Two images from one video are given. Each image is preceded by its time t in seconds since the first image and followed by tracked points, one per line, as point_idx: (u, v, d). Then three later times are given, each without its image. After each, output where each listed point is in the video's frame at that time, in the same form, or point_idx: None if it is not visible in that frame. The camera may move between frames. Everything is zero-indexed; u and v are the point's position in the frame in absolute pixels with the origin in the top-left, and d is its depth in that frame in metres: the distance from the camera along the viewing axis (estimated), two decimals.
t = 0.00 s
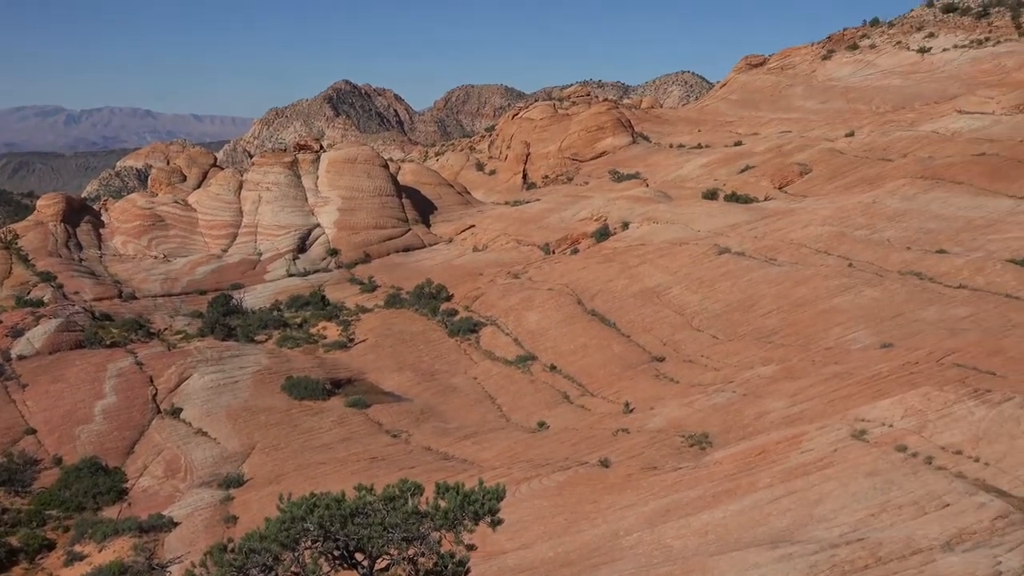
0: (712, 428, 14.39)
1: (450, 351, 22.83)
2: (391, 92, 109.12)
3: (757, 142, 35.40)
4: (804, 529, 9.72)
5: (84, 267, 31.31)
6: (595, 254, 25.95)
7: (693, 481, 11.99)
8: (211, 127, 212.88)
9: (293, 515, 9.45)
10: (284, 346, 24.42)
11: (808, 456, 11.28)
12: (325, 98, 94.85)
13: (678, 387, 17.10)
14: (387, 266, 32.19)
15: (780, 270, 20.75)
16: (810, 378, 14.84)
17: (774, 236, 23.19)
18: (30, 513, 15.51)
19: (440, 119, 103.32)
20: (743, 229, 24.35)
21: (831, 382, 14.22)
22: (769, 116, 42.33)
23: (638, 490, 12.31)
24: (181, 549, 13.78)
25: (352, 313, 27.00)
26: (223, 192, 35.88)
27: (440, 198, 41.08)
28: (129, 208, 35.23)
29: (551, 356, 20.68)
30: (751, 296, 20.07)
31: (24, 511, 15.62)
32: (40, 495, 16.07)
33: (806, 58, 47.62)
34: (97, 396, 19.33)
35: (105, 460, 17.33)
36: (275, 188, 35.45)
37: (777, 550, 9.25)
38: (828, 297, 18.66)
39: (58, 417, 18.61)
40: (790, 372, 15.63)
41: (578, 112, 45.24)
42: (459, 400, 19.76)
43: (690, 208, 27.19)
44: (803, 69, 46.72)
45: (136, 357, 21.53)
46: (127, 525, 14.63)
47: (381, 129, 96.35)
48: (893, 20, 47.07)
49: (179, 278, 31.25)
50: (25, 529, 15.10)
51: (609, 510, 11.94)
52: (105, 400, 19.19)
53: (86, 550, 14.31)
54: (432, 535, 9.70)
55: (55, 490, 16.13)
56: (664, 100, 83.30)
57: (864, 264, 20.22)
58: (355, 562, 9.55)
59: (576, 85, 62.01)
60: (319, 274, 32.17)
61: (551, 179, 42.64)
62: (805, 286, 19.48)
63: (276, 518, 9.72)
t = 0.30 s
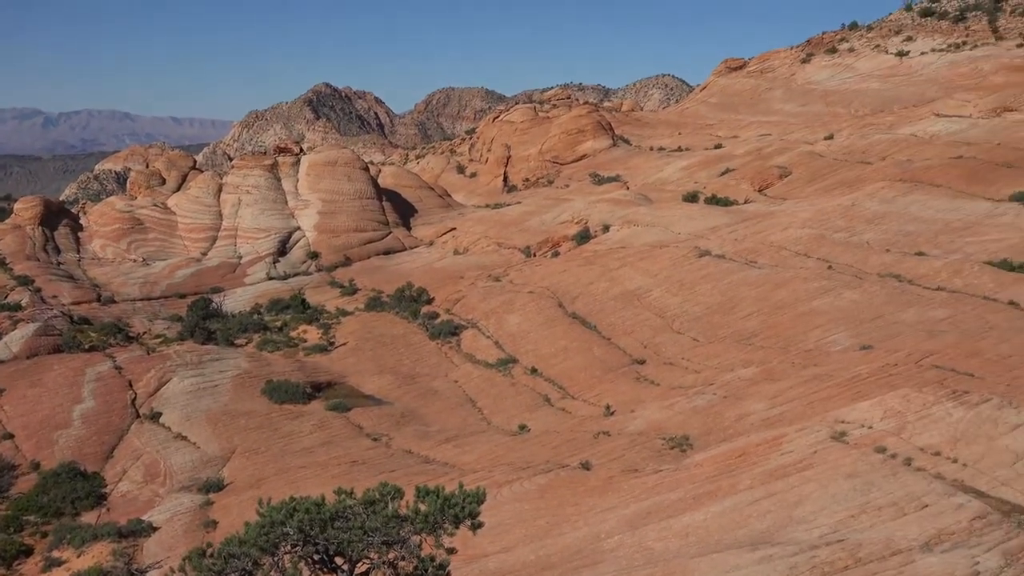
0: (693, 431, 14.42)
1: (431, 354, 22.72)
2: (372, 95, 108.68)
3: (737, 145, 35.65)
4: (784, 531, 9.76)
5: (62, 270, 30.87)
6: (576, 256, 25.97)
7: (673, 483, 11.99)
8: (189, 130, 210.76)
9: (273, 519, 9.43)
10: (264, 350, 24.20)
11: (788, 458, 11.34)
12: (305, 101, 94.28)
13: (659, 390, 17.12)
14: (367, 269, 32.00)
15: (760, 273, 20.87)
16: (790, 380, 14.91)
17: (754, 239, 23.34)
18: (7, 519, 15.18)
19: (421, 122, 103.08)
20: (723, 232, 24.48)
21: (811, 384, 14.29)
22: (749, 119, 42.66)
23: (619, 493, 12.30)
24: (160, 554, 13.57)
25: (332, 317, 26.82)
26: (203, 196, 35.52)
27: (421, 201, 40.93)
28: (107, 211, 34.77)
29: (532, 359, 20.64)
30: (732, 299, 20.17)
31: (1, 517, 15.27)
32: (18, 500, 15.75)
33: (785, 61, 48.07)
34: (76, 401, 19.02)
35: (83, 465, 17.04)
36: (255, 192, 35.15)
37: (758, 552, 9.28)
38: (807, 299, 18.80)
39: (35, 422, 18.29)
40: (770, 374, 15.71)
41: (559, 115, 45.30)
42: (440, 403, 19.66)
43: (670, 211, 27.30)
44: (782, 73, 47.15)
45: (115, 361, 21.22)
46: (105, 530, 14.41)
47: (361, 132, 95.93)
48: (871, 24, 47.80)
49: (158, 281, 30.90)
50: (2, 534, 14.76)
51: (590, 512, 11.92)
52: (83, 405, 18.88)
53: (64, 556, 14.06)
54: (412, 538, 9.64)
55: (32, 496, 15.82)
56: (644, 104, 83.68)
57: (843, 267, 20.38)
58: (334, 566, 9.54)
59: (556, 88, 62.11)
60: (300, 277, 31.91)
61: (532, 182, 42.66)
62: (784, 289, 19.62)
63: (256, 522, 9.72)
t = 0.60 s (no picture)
0: (674, 432, 14.46)
1: (412, 357, 22.62)
2: (353, 97, 108.18)
3: (718, 147, 35.87)
4: (765, 532, 9.79)
5: (40, 273, 30.41)
6: (558, 259, 25.98)
7: (656, 485, 11.99)
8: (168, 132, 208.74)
9: (253, 523, 9.41)
10: (245, 353, 23.98)
11: (770, 459, 11.39)
12: (286, 104, 93.71)
13: (641, 392, 17.15)
14: (349, 272, 31.80)
15: (741, 275, 20.98)
16: (771, 382, 14.98)
17: (735, 241, 23.47)
18: None
19: (402, 124, 102.83)
20: (704, 234, 24.60)
21: (792, 386, 14.37)
22: (729, 121, 42.96)
23: (601, 495, 12.28)
24: (140, 559, 13.38)
25: (313, 319, 26.62)
26: (183, 198, 35.17)
27: (402, 204, 40.78)
28: (86, 214, 34.33)
29: (513, 362, 20.60)
30: (713, 300, 20.27)
31: None
32: None
33: (765, 64, 48.49)
34: (54, 405, 18.73)
35: (62, 469, 16.77)
36: (236, 194, 34.85)
37: (739, 553, 9.31)
38: (788, 301, 18.93)
39: (13, 426, 17.98)
40: (751, 376, 15.79)
41: (540, 117, 45.34)
42: (422, 405, 19.57)
43: (652, 213, 27.40)
44: (762, 76, 47.55)
45: (94, 365, 20.93)
46: (85, 535, 14.19)
47: (342, 135, 95.52)
48: (851, 27, 48.37)
49: (138, 285, 30.53)
50: None
51: (572, 515, 11.89)
52: (62, 409, 18.61)
53: (42, 562, 13.82)
54: (393, 542, 9.58)
55: (10, 501, 15.54)
56: (625, 106, 84.02)
57: (824, 268, 20.54)
58: (315, 570, 9.50)
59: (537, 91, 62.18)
60: (281, 280, 31.65)
61: (513, 184, 42.66)
62: (765, 290, 19.74)
63: (236, 526, 9.72)
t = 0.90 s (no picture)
0: (656, 434, 14.49)
1: (394, 359, 22.52)
2: (334, 99, 107.65)
3: (699, 149, 36.06)
4: (746, 533, 9.82)
5: (18, 276, 29.94)
6: (540, 261, 26.00)
7: (638, 487, 12.00)
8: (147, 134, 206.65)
9: (233, 526, 9.29)
10: (226, 356, 23.75)
11: (751, 460, 11.44)
12: (267, 106, 93.14)
13: (622, 393, 17.17)
14: (330, 274, 31.60)
15: (722, 276, 21.09)
16: (752, 383, 15.06)
17: (716, 243, 23.59)
18: None
19: (384, 126, 102.51)
20: (685, 236, 24.71)
21: (773, 387, 14.44)
22: (710, 123, 43.22)
23: (583, 497, 12.26)
24: (121, 563, 13.17)
25: (295, 322, 26.42)
26: (163, 201, 34.82)
27: (384, 206, 40.62)
28: (66, 217, 33.90)
29: (496, 364, 20.56)
30: (694, 302, 20.35)
31: None
32: None
33: (746, 66, 48.86)
34: (34, 409, 18.43)
35: (41, 474, 16.48)
36: (217, 197, 34.55)
37: (721, 554, 9.32)
38: (769, 302, 19.04)
39: None
40: (733, 377, 15.85)
41: (522, 119, 45.36)
42: (405, 408, 19.46)
43: (633, 215, 27.49)
44: (743, 78, 47.91)
45: (74, 369, 20.65)
46: (65, 540, 13.94)
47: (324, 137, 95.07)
48: (830, 29, 48.89)
49: (118, 287, 30.16)
50: None
51: (554, 516, 11.86)
52: (41, 413, 18.31)
53: (21, 567, 13.56)
54: (373, 545, 9.53)
55: None
56: (607, 108, 84.29)
57: (804, 270, 20.69)
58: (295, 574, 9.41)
59: (519, 92, 62.19)
60: (262, 282, 31.39)
61: (495, 186, 42.64)
62: (746, 292, 19.85)
63: (216, 530, 9.59)
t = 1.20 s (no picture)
0: (638, 435, 14.52)
1: (376, 362, 22.39)
2: (315, 101, 107.07)
3: (681, 151, 36.24)
4: (728, 533, 9.84)
5: None
6: (521, 263, 25.99)
7: (619, 488, 12.00)
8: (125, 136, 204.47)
9: (214, 530, 9.18)
10: (208, 359, 23.51)
11: (733, 460, 11.48)
12: (247, 108, 92.46)
13: (604, 395, 17.18)
14: (312, 276, 31.38)
15: (703, 278, 21.19)
16: (733, 384, 15.13)
17: (698, 244, 23.69)
18: None
19: (365, 128, 102.11)
20: (667, 237, 24.81)
21: (755, 388, 14.51)
22: (691, 125, 43.47)
23: (566, 498, 12.23)
24: (102, 567, 12.97)
25: (277, 325, 26.21)
26: (144, 203, 34.41)
27: (365, 208, 40.44)
28: (45, 219, 33.47)
29: (478, 366, 20.50)
30: (676, 304, 20.42)
31: None
32: None
33: (726, 68, 49.21)
34: (13, 412, 18.15)
35: (21, 478, 16.21)
36: (198, 199, 34.22)
37: (703, 555, 9.34)
38: (750, 303, 19.14)
39: None
40: (714, 378, 15.92)
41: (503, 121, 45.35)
42: (387, 410, 19.35)
43: (615, 216, 27.56)
44: (723, 79, 48.24)
45: (54, 372, 20.36)
46: (45, 545, 13.71)
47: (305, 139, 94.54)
48: (809, 32, 49.37)
49: (98, 290, 29.79)
50: None
51: (536, 518, 11.81)
52: (21, 417, 18.04)
53: None
54: (355, 548, 9.48)
55: None
56: (588, 110, 84.48)
57: (785, 271, 20.83)
58: None
59: (501, 94, 62.18)
60: (243, 285, 31.11)
61: (476, 188, 42.59)
62: (727, 293, 19.95)
63: (196, 533, 9.45)
